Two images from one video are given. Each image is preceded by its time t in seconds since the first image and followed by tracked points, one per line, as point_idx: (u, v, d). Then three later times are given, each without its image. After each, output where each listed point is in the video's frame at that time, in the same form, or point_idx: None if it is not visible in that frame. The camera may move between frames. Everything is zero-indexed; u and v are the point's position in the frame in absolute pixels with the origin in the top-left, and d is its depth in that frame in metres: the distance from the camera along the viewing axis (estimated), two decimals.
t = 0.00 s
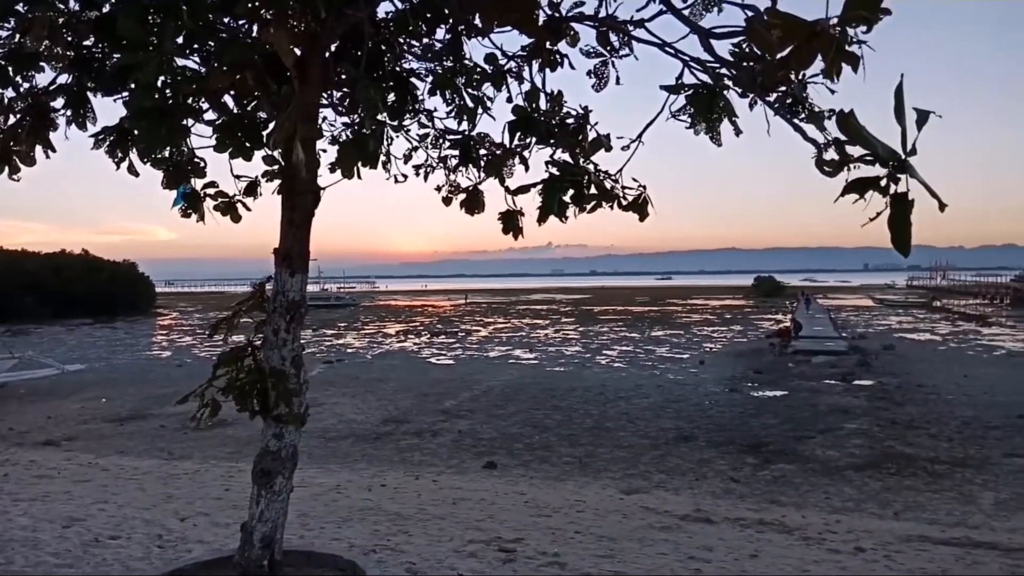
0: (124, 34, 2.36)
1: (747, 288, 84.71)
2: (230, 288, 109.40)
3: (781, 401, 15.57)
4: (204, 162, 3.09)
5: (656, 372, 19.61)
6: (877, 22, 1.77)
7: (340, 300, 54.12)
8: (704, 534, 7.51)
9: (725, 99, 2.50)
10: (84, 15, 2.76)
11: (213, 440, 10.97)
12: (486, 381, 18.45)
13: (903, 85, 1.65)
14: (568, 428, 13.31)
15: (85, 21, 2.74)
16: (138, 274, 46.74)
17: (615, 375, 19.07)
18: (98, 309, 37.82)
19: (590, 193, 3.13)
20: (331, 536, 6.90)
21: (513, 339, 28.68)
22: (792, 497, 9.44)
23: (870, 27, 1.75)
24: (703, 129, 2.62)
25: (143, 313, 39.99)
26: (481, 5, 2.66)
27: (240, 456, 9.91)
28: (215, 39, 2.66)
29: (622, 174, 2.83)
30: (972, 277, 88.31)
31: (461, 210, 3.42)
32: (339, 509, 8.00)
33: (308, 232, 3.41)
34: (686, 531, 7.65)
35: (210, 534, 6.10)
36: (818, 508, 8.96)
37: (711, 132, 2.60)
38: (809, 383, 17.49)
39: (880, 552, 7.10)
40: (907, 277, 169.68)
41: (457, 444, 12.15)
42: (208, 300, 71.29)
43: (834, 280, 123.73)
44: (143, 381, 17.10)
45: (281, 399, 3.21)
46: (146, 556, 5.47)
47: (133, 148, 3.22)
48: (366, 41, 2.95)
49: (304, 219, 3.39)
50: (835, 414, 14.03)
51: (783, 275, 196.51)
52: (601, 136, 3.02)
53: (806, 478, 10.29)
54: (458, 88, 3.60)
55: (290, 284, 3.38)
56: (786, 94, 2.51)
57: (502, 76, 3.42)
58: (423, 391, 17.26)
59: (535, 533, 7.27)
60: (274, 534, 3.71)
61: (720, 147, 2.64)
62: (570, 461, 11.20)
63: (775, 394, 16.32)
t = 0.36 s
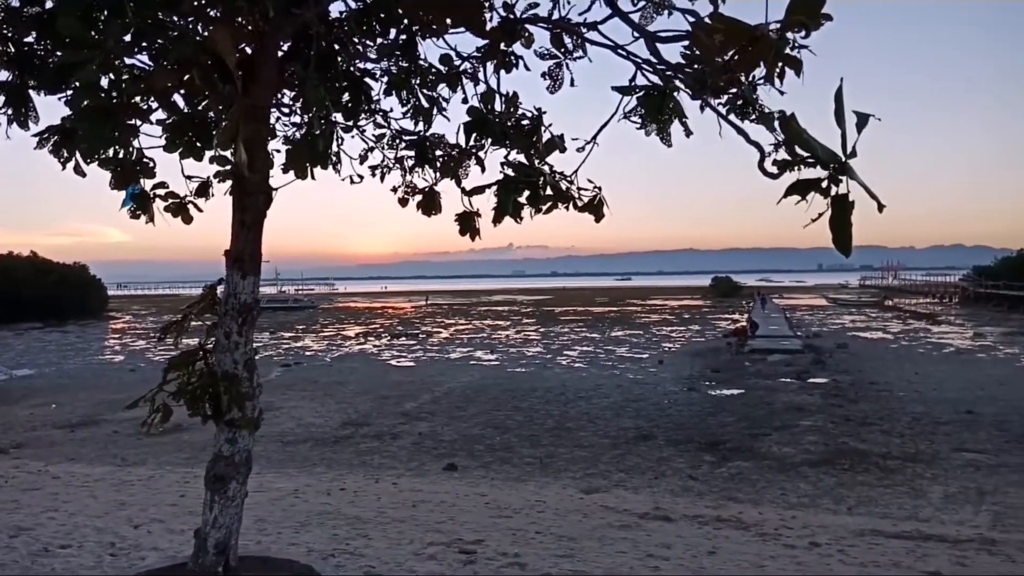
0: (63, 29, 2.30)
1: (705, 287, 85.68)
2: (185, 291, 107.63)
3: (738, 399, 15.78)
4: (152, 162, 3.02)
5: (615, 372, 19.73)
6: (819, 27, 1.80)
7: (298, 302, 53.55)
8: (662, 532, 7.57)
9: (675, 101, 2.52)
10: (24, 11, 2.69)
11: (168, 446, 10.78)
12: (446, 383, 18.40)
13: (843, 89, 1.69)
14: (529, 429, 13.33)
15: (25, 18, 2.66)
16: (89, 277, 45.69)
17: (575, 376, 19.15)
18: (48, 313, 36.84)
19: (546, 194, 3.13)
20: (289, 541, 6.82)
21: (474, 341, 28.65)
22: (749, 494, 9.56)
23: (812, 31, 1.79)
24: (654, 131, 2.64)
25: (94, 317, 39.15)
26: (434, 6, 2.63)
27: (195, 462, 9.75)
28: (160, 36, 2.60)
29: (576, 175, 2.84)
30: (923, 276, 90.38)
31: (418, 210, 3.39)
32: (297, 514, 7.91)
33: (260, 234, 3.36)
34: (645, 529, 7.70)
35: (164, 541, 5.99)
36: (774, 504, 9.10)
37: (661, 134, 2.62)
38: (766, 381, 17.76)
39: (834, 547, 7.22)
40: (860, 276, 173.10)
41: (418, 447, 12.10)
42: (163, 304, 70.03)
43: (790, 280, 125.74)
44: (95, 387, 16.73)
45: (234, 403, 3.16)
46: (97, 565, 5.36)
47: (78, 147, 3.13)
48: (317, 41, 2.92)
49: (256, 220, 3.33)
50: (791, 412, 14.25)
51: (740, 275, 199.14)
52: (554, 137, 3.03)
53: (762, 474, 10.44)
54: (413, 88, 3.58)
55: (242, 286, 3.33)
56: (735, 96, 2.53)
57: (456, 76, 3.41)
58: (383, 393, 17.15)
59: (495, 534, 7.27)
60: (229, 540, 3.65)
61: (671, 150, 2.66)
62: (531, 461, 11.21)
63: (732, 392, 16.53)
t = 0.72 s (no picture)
0: (24, 27, 2.26)
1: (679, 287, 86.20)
2: (155, 293, 106.32)
3: (711, 397, 15.90)
4: (118, 163, 2.99)
5: (590, 371, 19.79)
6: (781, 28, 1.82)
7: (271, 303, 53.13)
8: (635, 530, 7.61)
9: (644, 102, 2.53)
10: None
11: (138, 449, 10.65)
12: (421, 384, 18.35)
13: (804, 89, 1.72)
14: (503, 429, 13.33)
15: None
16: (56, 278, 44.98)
17: (550, 375, 19.18)
18: (15, 316, 36.25)
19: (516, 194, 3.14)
20: (260, 544, 6.76)
21: (449, 341, 28.60)
22: (721, 491, 9.63)
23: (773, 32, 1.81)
24: (623, 132, 2.65)
25: (63, 320, 38.56)
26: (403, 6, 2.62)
27: (165, 466, 9.64)
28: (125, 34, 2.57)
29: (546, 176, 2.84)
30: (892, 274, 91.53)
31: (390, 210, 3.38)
32: (269, 517, 7.85)
33: (229, 235, 3.32)
34: (618, 527, 7.74)
35: (133, 546, 5.92)
36: (746, 501, 9.18)
37: (631, 135, 2.63)
38: (738, 380, 17.91)
39: (804, 543, 7.30)
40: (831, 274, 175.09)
41: (392, 448, 12.05)
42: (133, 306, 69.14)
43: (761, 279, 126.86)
44: (63, 390, 16.48)
45: (202, 406, 3.13)
46: (65, 570, 5.29)
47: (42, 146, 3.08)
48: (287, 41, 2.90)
49: (224, 221, 3.29)
50: (763, 410, 14.39)
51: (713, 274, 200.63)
52: (525, 137, 3.03)
53: (735, 472, 10.53)
54: (383, 88, 3.56)
55: (210, 287, 3.29)
56: (704, 99, 2.55)
57: (427, 77, 3.40)
58: (357, 395, 17.07)
59: (469, 534, 7.26)
60: (197, 545, 3.61)
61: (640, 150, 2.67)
62: (505, 461, 11.22)
63: (705, 390, 16.65)
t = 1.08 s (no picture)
0: None
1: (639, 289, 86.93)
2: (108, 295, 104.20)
3: (670, 398, 16.05)
4: (67, 162, 2.91)
5: (550, 373, 19.85)
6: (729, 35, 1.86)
7: (228, 305, 52.36)
8: (594, 530, 7.65)
9: (598, 105, 2.55)
10: None
11: (89, 455, 10.42)
12: (381, 386, 18.24)
13: (752, 95, 1.75)
14: (464, 431, 13.31)
15: None
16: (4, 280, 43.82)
17: (511, 377, 19.20)
18: None
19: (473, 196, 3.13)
20: (215, 551, 6.65)
21: (410, 344, 28.47)
22: (679, 491, 9.72)
23: (722, 39, 1.84)
24: (579, 135, 2.66)
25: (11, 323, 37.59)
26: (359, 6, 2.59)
27: (117, 472, 9.44)
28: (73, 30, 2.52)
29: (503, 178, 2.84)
30: (847, 276, 93.29)
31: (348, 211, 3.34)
32: (224, 523, 7.73)
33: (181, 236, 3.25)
34: (577, 528, 7.77)
35: (83, 554, 5.80)
36: (703, 500, 9.28)
37: (585, 138, 2.64)
38: (696, 380, 18.10)
39: (759, 541, 7.40)
40: (787, 276, 177.84)
41: (351, 452, 11.96)
42: (84, 308, 67.64)
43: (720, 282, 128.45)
44: (12, 395, 16.06)
45: (152, 411, 3.07)
46: None
47: None
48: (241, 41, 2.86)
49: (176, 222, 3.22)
50: (720, 409, 14.57)
51: (672, 276, 202.47)
52: (482, 139, 3.02)
53: (692, 471, 10.64)
54: (341, 88, 3.53)
55: (161, 289, 3.21)
56: (659, 102, 2.56)
57: (384, 78, 3.38)
58: (316, 398, 16.91)
59: (428, 537, 7.23)
60: (148, 552, 3.53)
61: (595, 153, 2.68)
62: (465, 463, 11.20)
63: (664, 391, 16.79)
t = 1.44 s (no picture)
0: None
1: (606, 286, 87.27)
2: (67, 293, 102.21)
3: (637, 394, 16.15)
4: (22, 156, 2.85)
5: (519, 370, 19.86)
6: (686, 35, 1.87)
7: (192, 303, 51.62)
8: (562, 527, 7.67)
9: (562, 102, 2.54)
10: None
11: (48, 457, 10.21)
12: (348, 385, 18.11)
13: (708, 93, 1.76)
14: (432, 429, 13.26)
15: None
16: None
17: (479, 375, 19.18)
18: None
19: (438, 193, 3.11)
20: (178, 552, 6.56)
21: (378, 342, 28.31)
22: (646, 486, 9.78)
23: (680, 37, 1.86)
24: (543, 132, 2.65)
25: None
26: None
27: (77, 474, 9.27)
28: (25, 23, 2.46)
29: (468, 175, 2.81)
30: (811, 273, 94.49)
31: (311, 208, 3.30)
32: (188, 524, 7.63)
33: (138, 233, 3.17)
34: (545, 524, 7.78)
35: (41, 558, 5.68)
36: (670, 495, 9.36)
37: (549, 134, 2.63)
38: (663, 377, 18.22)
39: (725, 535, 7.47)
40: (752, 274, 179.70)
41: (318, 451, 11.86)
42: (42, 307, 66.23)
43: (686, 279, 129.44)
44: None
45: (110, 412, 3.00)
46: None
47: None
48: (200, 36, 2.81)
49: (134, 219, 3.15)
50: (687, 405, 14.68)
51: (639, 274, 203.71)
52: (445, 136, 3.00)
53: (659, 467, 10.71)
54: (303, 83, 3.48)
55: (118, 287, 3.13)
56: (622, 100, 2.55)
57: (347, 73, 3.33)
58: (282, 397, 16.74)
59: (395, 536, 7.19)
60: (107, 554, 3.46)
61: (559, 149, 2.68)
62: (434, 462, 11.16)
63: (631, 388, 16.88)
